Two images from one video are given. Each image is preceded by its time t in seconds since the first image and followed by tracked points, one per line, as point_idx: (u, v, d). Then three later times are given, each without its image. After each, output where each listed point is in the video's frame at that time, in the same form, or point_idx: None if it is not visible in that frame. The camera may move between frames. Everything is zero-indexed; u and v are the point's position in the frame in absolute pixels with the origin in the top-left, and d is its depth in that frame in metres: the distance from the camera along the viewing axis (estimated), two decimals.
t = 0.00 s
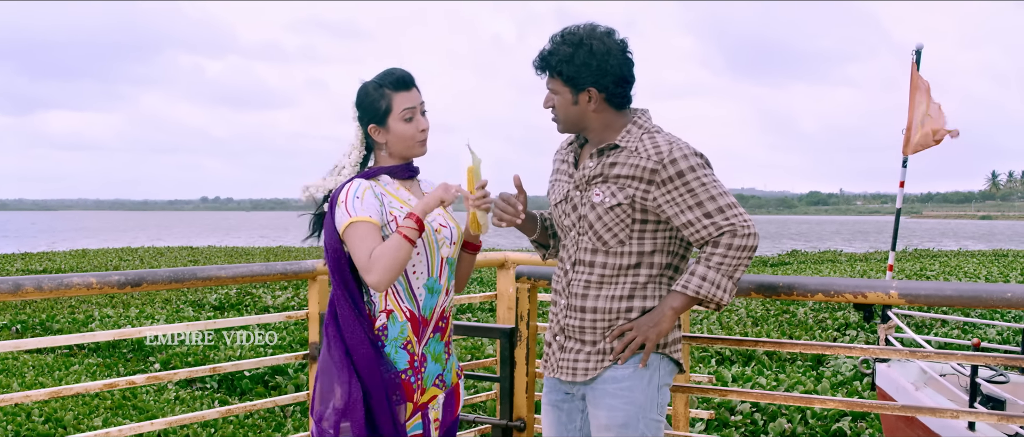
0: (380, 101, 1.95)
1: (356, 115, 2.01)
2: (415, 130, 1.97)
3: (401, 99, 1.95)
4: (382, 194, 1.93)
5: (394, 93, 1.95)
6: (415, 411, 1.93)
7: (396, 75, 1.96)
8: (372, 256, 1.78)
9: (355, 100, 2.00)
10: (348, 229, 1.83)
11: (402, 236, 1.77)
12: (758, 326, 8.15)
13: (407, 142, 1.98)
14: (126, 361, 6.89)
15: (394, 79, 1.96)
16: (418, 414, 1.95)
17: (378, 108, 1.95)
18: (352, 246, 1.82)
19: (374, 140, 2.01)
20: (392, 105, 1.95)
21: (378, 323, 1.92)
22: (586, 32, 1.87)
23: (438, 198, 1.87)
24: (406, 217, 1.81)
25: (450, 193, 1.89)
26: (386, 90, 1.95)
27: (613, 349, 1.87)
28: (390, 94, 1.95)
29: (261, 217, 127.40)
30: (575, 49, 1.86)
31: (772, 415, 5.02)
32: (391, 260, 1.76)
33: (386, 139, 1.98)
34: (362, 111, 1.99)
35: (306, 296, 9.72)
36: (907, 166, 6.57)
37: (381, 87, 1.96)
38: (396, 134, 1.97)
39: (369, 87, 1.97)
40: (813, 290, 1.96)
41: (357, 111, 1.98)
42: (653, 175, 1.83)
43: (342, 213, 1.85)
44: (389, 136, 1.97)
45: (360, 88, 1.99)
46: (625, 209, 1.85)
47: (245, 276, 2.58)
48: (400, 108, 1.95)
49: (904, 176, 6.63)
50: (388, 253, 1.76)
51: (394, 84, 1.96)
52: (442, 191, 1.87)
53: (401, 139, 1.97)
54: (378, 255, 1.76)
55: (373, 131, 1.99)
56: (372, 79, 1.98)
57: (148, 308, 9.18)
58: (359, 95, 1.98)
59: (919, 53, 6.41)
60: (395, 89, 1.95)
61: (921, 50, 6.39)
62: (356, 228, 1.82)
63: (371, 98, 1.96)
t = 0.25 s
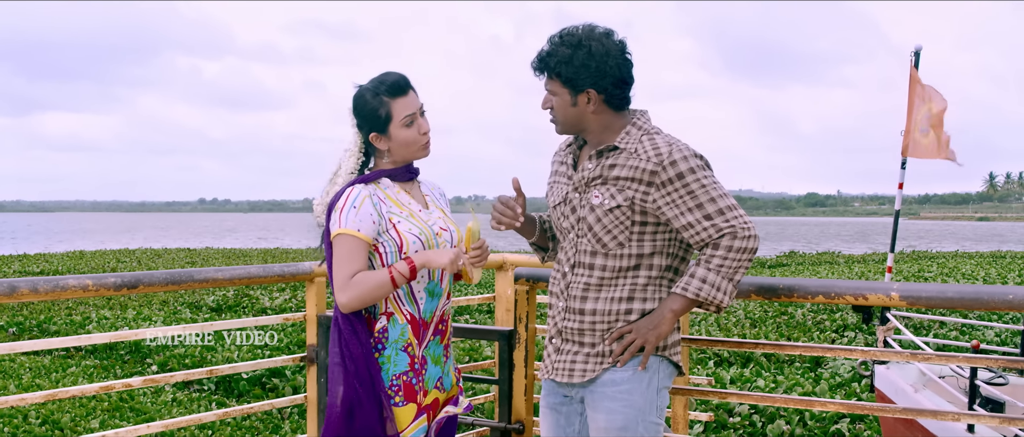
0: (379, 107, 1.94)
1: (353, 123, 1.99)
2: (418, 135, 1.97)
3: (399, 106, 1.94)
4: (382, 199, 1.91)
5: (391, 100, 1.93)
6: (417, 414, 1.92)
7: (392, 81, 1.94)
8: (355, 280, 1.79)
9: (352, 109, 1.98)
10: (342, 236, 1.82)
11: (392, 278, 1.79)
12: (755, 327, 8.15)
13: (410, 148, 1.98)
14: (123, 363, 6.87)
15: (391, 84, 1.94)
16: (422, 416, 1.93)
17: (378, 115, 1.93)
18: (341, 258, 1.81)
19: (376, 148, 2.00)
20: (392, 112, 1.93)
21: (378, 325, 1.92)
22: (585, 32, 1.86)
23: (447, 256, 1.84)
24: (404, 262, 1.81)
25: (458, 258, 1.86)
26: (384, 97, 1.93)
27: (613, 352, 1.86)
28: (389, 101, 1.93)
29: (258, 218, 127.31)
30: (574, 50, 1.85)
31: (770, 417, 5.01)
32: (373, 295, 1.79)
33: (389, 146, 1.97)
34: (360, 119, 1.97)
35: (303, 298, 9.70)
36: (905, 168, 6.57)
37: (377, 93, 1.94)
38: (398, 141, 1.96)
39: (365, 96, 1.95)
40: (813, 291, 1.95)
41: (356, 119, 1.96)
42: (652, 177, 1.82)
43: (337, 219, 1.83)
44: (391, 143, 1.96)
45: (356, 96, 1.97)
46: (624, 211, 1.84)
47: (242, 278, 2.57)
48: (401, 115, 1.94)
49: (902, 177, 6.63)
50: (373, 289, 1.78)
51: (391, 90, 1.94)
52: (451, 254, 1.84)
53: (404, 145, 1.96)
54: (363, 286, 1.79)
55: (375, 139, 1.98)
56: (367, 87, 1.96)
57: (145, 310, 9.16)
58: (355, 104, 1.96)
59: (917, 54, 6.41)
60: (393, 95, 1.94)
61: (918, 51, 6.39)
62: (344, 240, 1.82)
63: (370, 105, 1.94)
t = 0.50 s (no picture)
0: (380, 102, 1.93)
1: (354, 120, 1.98)
2: (416, 129, 1.95)
3: (400, 100, 1.93)
4: (381, 199, 1.90)
5: (391, 93, 1.93)
6: (420, 415, 1.91)
7: (393, 75, 1.94)
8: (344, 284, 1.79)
9: (353, 104, 1.97)
10: (336, 237, 1.80)
11: (384, 288, 1.80)
12: (753, 328, 8.14)
13: (409, 142, 1.96)
14: (120, 364, 6.84)
15: (392, 78, 1.94)
16: (424, 418, 1.93)
17: (378, 109, 1.93)
18: (334, 259, 1.80)
19: (375, 142, 1.98)
20: (392, 106, 1.92)
21: (377, 326, 1.90)
22: (585, 32, 1.85)
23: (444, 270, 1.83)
24: (399, 273, 1.82)
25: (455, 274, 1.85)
26: (384, 91, 1.93)
27: (612, 354, 1.85)
28: (389, 95, 1.92)
29: (256, 219, 127.15)
30: (574, 49, 1.84)
31: (768, 418, 5.01)
32: (362, 302, 1.79)
33: (388, 140, 1.96)
34: (360, 115, 1.96)
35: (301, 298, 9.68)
36: (903, 168, 6.57)
37: (378, 87, 1.94)
38: (398, 135, 1.94)
39: (367, 90, 1.94)
40: (814, 292, 1.94)
41: (356, 113, 1.95)
42: (652, 178, 1.81)
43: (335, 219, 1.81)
44: (391, 138, 1.95)
45: (357, 91, 1.97)
46: (624, 212, 1.83)
47: (239, 279, 2.56)
48: (400, 109, 1.93)
49: (901, 178, 6.63)
50: (363, 296, 1.78)
51: (391, 84, 1.93)
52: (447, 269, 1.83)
53: (404, 138, 1.95)
54: (354, 292, 1.78)
55: (374, 134, 1.96)
56: (369, 82, 1.96)
57: (142, 310, 9.13)
58: (356, 99, 1.95)
59: (916, 54, 6.41)
60: (393, 89, 1.93)
61: (917, 51, 6.39)
62: (341, 241, 1.80)
63: (370, 99, 1.93)
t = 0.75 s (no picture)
0: (387, 102, 1.92)
1: (360, 116, 1.97)
2: (418, 134, 1.93)
3: (407, 103, 1.92)
4: (377, 198, 1.89)
5: (400, 96, 1.92)
6: (414, 418, 1.90)
7: (404, 77, 1.93)
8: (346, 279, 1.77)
9: (362, 101, 1.96)
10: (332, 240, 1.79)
11: (381, 272, 1.76)
12: (751, 328, 8.14)
13: (409, 145, 1.95)
14: (117, 365, 6.82)
15: (402, 81, 1.93)
16: (418, 421, 1.91)
17: (384, 109, 1.91)
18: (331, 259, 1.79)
19: (376, 142, 1.97)
20: (398, 108, 1.91)
21: (375, 327, 1.89)
22: (585, 30, 1.84)
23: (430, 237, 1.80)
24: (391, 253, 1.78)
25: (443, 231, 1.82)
26: (394, 92, 1.92)
27: (611, 355, 1.84)
28: (397, 97, 1.91)
29: (253, 219, 126.99)
30: (574, 49, 1.83)
31: (766, 418, 5.01)
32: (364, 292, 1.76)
33: (390, 141, 1.94)
34: (366, 112, 1.95)
35: (298, 299, 9.65)
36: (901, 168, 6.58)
37: (387, 88, 1.93)
38: (399, 137, 1.93)
39: (376, 89, 1.93)
40: (813, 293, 1.94)
41: (362, 111, 1.94)
42: (651, 178, 1.80)
43: (331, 218, 1.81)
44: (393, 138, 1.94)
45: (366, 89, 1.96)
46: (623, 212, 1.82)
47: (236, 279, 2.54)
48: (407, 112, 1.92)
49: (898, 178, 6.64)
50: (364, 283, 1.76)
51: (401, 86, 1.92)
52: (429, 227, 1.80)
53: (404, 141, 1.93)
54: (354, 285, 1.76)
55: (376, 132, 1.95)
56: (380, 81, 1.95)
57: (139, 311, 9.10)
58: (364, 95, 1.94)
59: (914, 55, 6.41)
60: (402, 91, 1.92)
61: (916, 52, 6.40)
62: (338, 239, 1.79)
63: (378, 98, 1.92)
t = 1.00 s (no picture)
0: (384, 100, 1.91)
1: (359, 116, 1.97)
2: (418, 130, 1.92)
3: (403, 101, 1.91)
4: (378, 201, 1.88)
5: (397, 93, 1.91)
6: (411, 421, 1.89)
7: (401, 76, 1.93)
8: (335, 288, 1.77)
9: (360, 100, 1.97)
10: (330, 236, 1.77)
11: (369, 314, 1.80)
12: (749, 330, 8.13)
13: (409, 143, 1.93)
14: (114, 367, 6.80)
15: (399, 79, 1.93)
16: (417, 423, 1.90)
17: (382, 107, 1.91)
18: (323, 259, 1.77)
19: (377, 142, 1.96)
20: (395, 106, 1.91)
21: (372, 329, 1.88)
22: (584, 31, 1.85)
23: (429, 324, 1.84)
24: (388, 305, 1.83)
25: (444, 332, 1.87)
26: (390, 90, 1.91)
27: (610, 358, 1.83)
28: (393, 95, 1.91)
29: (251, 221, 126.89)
30: (578, 48, 1.83)
31: (765, 421, 5.00)
32: (345, 313, 1.78)
33: (390, 139, 1.94)
34: (364, 111, 1.95)
35: (296, 301, 9.63)
36: (901, 170, 6.58)
37: (384, 86, 1.93)
38: (399, 135, 1.92)
39: (372, 89, 1.93)
40: (814, 296, 1.93)
41: (359, 110, 1.94)
42: (651, 180, 1.79)
43: (330, 218, 1.79)
44: (392, 137, 1.93)
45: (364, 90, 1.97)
46: (622, 214, 1.81)
47: (233, 282, 2.53)
48: (404, 108, 1.91)
49: (897, 180, 6.64)
50: (348, 310, 1.78)
51: (398, 84, 1.92)
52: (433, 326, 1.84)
53: (403, 139, 1.92)
54: (340, 300, 1.76)
55: (376, 132, 1.94)
56: (375, 81, 1.95)
57: (137, 313, 9.07)
58: (363, 95, 1.94)
59: (914, 57, 6.41)
60: (398, 89, 1.92)
61: (916, 53, 6.40)
62: (335, 240, 1.77)
63: (375, 97, 1.92)
